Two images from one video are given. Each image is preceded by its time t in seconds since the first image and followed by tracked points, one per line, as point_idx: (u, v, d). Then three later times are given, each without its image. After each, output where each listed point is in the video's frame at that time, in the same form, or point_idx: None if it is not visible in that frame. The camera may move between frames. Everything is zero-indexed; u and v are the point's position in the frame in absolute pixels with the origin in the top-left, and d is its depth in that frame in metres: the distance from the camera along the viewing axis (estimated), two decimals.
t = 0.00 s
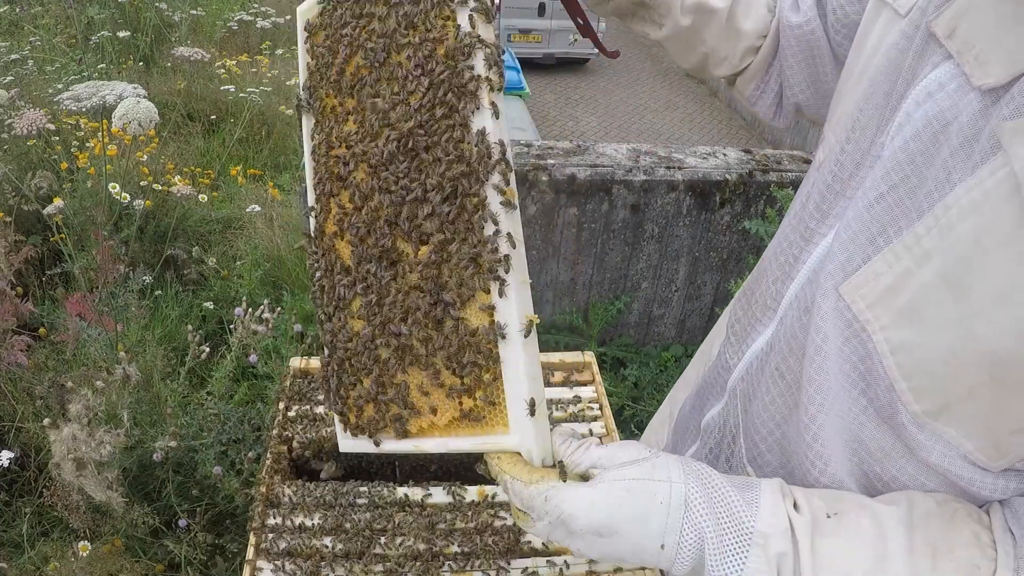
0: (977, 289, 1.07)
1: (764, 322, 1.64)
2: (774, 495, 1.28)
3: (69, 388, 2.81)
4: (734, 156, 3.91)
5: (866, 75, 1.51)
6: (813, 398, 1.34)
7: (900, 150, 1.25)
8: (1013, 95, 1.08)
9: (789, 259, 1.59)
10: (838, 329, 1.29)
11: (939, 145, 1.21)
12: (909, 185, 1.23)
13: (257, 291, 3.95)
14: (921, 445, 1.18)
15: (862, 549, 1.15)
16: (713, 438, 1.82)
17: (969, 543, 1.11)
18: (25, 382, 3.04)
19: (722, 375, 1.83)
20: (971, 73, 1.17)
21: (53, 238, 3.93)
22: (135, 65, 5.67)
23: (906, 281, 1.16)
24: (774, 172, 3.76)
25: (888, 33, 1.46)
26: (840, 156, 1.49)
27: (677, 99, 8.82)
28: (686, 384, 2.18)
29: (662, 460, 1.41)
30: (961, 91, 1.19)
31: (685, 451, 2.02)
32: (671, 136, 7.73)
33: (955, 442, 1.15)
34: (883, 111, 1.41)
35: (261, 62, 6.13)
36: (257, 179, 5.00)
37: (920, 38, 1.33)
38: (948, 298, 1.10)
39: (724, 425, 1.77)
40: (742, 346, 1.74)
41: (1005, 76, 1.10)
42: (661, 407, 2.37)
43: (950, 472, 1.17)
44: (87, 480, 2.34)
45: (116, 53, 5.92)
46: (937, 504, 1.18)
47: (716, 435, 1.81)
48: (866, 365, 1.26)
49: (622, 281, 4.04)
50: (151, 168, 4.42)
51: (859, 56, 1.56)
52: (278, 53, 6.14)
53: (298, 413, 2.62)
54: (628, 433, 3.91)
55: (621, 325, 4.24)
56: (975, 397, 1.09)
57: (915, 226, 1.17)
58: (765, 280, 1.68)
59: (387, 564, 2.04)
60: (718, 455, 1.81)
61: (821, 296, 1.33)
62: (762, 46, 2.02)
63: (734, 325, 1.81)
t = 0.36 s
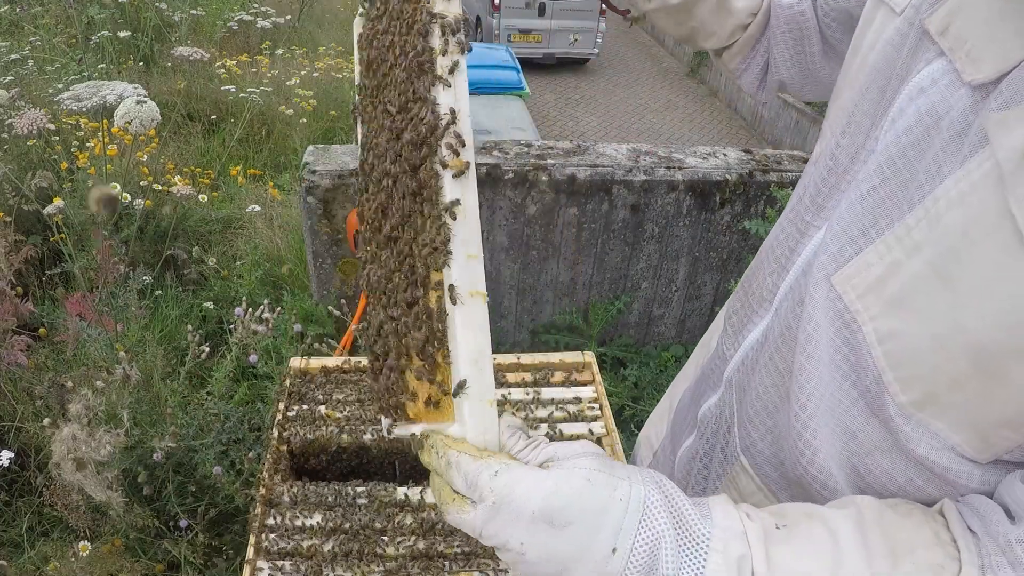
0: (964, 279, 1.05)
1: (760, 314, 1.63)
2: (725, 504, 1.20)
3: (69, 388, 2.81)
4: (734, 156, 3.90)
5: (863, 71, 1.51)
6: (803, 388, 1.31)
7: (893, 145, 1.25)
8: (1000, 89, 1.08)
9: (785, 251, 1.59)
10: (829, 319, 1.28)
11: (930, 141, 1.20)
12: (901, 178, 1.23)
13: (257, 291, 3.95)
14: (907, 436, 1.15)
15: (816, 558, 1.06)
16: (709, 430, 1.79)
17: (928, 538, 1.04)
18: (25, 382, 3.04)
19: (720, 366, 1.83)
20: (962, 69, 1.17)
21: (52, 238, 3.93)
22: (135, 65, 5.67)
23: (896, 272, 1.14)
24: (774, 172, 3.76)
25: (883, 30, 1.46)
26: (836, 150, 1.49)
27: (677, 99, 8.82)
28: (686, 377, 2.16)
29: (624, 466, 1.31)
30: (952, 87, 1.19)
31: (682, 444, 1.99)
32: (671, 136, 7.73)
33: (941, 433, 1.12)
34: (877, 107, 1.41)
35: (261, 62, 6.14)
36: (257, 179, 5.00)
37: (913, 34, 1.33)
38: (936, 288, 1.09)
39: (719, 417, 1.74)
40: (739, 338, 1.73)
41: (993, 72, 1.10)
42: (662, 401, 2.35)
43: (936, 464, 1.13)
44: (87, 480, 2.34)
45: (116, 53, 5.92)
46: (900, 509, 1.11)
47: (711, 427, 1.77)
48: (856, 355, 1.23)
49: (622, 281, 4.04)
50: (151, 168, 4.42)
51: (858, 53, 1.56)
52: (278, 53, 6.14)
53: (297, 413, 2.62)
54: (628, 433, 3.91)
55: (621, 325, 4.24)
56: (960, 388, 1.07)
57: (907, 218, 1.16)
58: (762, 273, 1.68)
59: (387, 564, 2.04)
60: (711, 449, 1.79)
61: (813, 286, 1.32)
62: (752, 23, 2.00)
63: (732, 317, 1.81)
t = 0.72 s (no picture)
0: (957, 271, 1.05)
1: (765, 310, 1.62)
2: (657, 532, 1.16)
3: (69, 388, 2.81)
4: (734, 156, 3.90)
5: (870, 70, 1.51)
6: (800, 381, 1.31)
7: (893, 141, 1.25)
8: (997, 90, 1.08)
9: (790, 247, 1.58)
10: (828, 312, 1.28)
11: (930, 138, 1.20)
12: (901, 173, 1.22)
13: (257, 291, 3.95)
14: (899, 431, 1.15)
15: (749, 573, 1.02)
16: (711, 425, 1.78)
17: (873, 551, 1.01)
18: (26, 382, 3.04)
19: (725, 361, 1.83)
20: (962, 69, 1.17)
21: (53, 238, 3.93)
22: (135, 65, 5.67)
23: (892, 264, 1.15)
24: (774, 172, 3.76)
25: (889, 31, 1.46)
26: (841, 149, 1.48)
27: (677, 99, 8.81)
28: (693, 373, 2.15)
29: (555, 502, 1.23)
30: (953, 85, 1.19)
31: (685, 439, 1.98)
32: (672, 135, 7.72)
33: (932, 428, 1.11)
34: (883, 106, 1.40)
35: (261, 62, 6.15)
36: (257, 179, 5.00)
37: (917, 35, 1.33)
38: (929, 280, 1.09)
39: (722, 411, 1.74)
40: (744, 333, 1.73)
41: (992, 72, 1.11)
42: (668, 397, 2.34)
43: (928, 459, 1.12)
44: (87, 480, 2.34)
45: (116, 53, 5.92)
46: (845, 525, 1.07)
47: (714, 422, 1.77)
48: (853, 347, 1.23)
49: (622, 281, 4.04)
50: (151, 168, 4.41)
51: (867, 51, 1.55)
52: (278, 53, 6.15)
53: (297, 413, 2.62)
54: (628, 433, 3.91)
55: (621, 325, 4.24)
56: (948, 378, 1.07)
57: (905, 212, 1.16)
58: (768, 269, 1.68)
59: (387, 564, 2.04)
60: (713, 447, 1.77)
61: (812, 278, 1.32)
62: None
63: (736, 314, 1.81)
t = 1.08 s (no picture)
0: (956, 268, 1.05)
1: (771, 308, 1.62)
2: (619, 548, 1.17)
3: (69, 388, 2.81)
4: (734, 156, 3.90)
5: (875, 70, 1.51)
6: (802, 377, 1.31)
7: (896, 139, 1.25)
8: (997, 89, 1.08)
9: (794, 245, 1.58)
10: (830, 307, 1.28)
11: (932, 136, 1.20)
12: (903, 171, 1.22)
13: (257, 291, 3.96)
14: (896, 429, 1.15)
15: None
16: (716, 422, 1.78)
17: (840, 557, 1.01)
18: (26, 382, 3.04)
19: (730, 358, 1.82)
20: (965, 68, 1.17)
21: (52, 238, 3.93)
22: (135, 65, 5.67)
23: (893, 260, 1.15)
24: (774, 172, 3.76)
25: (895, 29, 1.45)
26: (846, 147, 1.48)
27: (677, 99, 8.81)
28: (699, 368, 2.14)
29: (507, 529, 1.26)
30: (954, 84, 1.19)
31: (689, 435, 1.97)
32: (672, 136, 7.72)
33: (930, 426, 1.12)
34: (887, 104, 1.40)
35: (261, 62, 6.15)
36: (257, 179, 5.00)
37: (921, 34, 1.33)
38: (929, 276, 1.09)
39: (726, 408, 1.74)
40: (749, 330, 1.73)
41: (994, 71, 1.11)
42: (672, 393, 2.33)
43: (926, 458, 1.13)
44: (88, 480, 2.33)
45: (116, 53, 5.92)
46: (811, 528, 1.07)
47: (719, 419, 1.76)
48: (854, 343, 1.23)
49: (622, 281, 4.04)
50: (150, 168, 4.41)
51: (874, 49, 1.54)
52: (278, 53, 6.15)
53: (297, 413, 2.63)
54: (628, 433, 3.91)
55: (621, 325, 4.25)
56: (945, 374, 1.07)
57: (906, 209, 1.16)
58: (772, 267, 1.68)
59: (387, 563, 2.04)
60: (717, 444, 1.76)
61: (815, 274, 1.32)
62: None
63: (741, 311, 1.80)
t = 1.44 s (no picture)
0: (953, 269, 1.06)
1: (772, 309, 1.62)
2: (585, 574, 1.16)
3: (69, 388, 2.82)
4: (734, 156, 3.91)
5: (875, 70, 1.50)
6: (801, 379, 1.31)
7: (896, 141, 1.25)
8: (996, 91, 1.08)
9: (795, 246, 1.58)
10: (829, 309, 1.28)
11: (932, 138, 1.20)
12: (903, 173, 1.22)
13: (257, 291, 3.96)
14: (894, 434, 1.16)
15: None
16: (717, 423, 1.77)
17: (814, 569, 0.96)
18: (26, 382, 3.05)
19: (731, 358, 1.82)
20: (965, 69, 1.17)
21: (53, 238, 3.94)
22: (135, 65, 5.66)
23: (892, 263, 1.15)
24: (773, 172, 3.76)
25: (895, 29, 1.45)
26: (846, 147, 1.48)
27: (677, 99, 8.81)
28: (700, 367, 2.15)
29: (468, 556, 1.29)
30: (954, 86, 1.19)
31: (691, 435, 1.96)
32: (672, 136, 7.72)
33: (928, 430, 1.12)
34: (886, 105, 1.40)
35: (261, 61, 6.15)
36: (257, 179, 5.00)
37: (921, 35, 1.32)
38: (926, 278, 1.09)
39: (728, 409, 1.73)
40: (750, 331, 1.73)
41: (994, 73, 1.11)
42: (673, 392, 2.33)
43: (923, 462, 1.13)
44: (87, 480, 2.33)
45: (116, 53, 5.91)
46: (787, 541, 1.03)
47: (721, 420, 1.76)
48: (853, 345, 1.23)
49: (622, 281, 4.04)
50: (150, 168, 4.40)
51: (873, 48, 1.54)
52: (278, 53, 6.15)
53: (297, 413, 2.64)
54: (628, 433, 3.91)
55: (621, 325, 4.25)
56: (943, 377, 1.07)
57: (905, 211, 1.16)
58: (771, 268, 1.68)
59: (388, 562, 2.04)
60: (718, 445, 1.75)
61: (814, 276, 1.32)
62: None
63: (741, 311, 1.80)
